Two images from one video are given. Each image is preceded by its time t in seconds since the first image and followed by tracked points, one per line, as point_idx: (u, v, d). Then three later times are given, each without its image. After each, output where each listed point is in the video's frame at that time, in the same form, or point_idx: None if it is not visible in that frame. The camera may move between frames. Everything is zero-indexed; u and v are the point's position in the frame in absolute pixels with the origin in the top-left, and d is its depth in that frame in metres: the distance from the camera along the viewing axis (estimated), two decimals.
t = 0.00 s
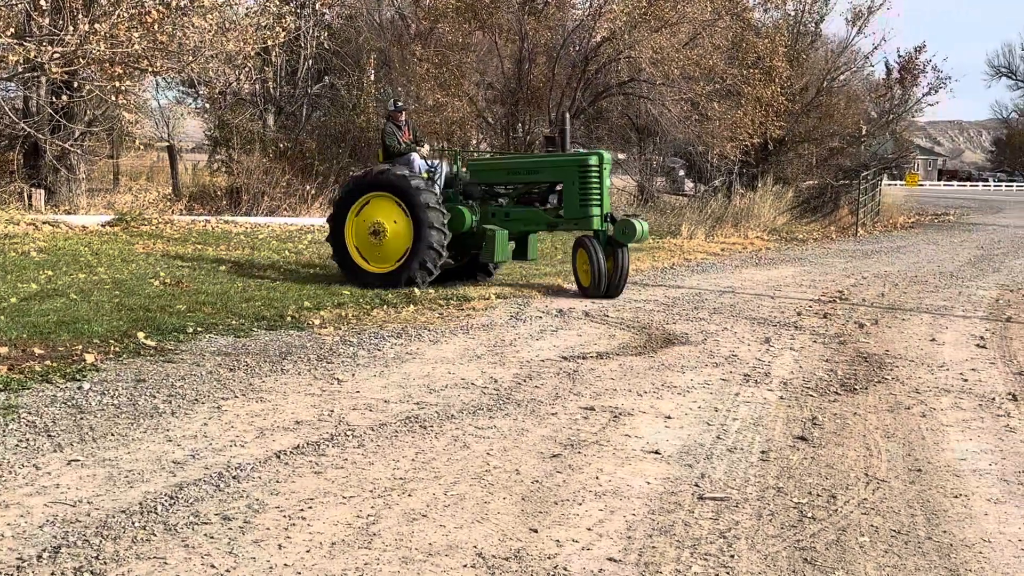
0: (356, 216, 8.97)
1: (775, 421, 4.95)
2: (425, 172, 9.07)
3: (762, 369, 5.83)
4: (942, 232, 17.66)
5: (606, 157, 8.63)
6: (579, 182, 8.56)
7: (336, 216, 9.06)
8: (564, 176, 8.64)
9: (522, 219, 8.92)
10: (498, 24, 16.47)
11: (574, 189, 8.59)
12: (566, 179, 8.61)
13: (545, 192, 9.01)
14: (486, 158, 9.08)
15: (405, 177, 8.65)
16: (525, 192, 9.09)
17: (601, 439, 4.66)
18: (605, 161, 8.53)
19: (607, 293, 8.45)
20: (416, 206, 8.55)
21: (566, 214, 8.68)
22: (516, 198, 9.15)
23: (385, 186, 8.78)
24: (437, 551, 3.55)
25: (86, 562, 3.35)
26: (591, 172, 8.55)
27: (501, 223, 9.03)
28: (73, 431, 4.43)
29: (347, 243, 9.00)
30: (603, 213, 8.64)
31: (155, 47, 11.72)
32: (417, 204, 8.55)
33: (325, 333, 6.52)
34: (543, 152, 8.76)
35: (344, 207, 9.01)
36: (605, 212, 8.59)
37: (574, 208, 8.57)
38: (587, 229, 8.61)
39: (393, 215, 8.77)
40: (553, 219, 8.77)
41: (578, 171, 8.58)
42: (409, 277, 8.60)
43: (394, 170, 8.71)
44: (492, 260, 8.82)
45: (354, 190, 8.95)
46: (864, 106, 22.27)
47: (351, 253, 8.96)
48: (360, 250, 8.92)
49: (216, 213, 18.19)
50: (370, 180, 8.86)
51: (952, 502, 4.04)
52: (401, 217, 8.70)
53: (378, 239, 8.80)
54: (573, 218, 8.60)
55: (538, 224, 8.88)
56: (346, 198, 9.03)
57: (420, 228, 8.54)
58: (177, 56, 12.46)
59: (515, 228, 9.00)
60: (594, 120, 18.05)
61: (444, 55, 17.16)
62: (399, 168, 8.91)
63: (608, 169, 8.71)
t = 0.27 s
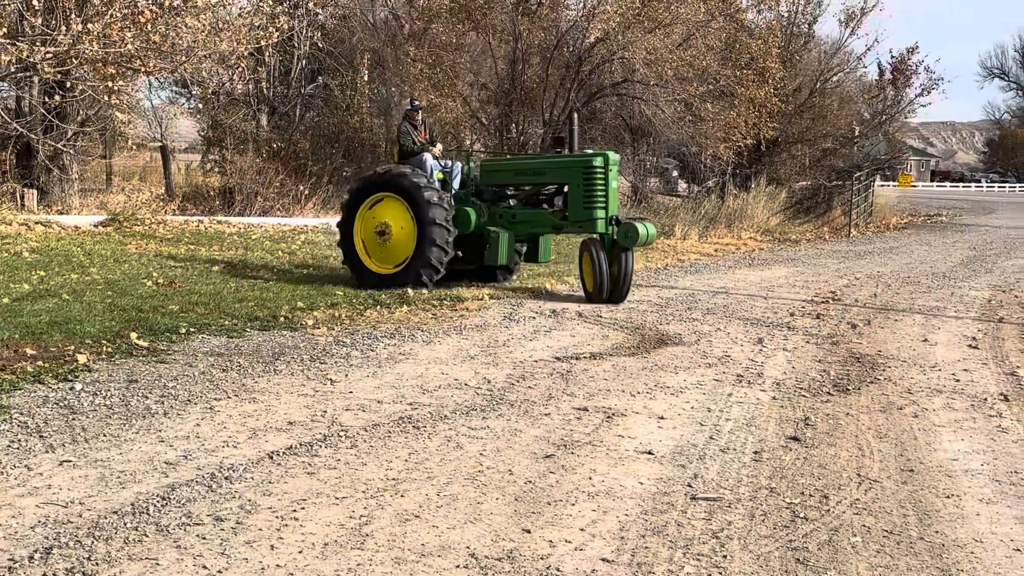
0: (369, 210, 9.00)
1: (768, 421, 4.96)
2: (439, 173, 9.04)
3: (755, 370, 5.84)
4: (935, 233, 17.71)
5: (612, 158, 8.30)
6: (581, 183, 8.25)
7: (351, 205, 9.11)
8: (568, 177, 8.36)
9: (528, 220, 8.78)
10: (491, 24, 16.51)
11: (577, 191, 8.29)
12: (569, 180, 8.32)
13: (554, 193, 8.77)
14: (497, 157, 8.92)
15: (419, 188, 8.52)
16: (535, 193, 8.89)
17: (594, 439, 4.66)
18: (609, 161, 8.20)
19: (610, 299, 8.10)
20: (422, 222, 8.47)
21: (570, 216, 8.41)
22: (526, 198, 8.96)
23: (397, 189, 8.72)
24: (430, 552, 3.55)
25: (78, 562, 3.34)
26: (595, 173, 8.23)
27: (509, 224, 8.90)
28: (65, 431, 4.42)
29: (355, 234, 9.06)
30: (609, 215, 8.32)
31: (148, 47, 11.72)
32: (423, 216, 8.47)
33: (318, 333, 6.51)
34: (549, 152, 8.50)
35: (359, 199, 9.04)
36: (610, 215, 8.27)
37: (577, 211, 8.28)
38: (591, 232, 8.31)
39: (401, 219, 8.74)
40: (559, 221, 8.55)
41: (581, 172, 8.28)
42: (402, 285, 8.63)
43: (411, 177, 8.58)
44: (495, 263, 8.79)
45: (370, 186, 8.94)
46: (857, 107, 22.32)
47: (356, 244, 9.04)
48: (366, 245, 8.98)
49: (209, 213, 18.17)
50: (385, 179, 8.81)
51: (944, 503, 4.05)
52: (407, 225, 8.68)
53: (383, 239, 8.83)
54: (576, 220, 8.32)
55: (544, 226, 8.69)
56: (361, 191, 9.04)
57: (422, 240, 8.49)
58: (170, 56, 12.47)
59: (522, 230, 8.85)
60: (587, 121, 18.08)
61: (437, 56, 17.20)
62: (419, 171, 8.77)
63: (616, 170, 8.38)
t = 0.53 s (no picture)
0: (379, 207, 8.99)
1: (762, 422, 4.97)
2: (449, 172, 9.00)
3: (749, 371, 5.84)
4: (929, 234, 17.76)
5: (613, 159, 8.16)
6: (582, 185, 8.12)
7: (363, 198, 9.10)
8: (569, 179, 8.21)
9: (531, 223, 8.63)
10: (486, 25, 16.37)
11: (578, 193, 8.14)
12: (570, 181, 8.19)
13: (558, 195, 8.63)
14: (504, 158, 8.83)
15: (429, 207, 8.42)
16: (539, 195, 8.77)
17: (587, 440, 4.66)
18: (609, 162, 8.05)
19: (611, 304, 7.89)
20: (425, 242, 8.45)
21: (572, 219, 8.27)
22: (531, 201, 8.84)
23: (406, 195, 8.67)
24: (423, 552, 3.55)
25: (71, 563, 3.34)
26: (595, 174, 8.09)
27: (513, 226, 8.75)
28: (58, 432, 4.42)
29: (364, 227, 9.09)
30: (610, 219, 8.16)
31: (142, 47, 11.71)
32: (427, 228, 8.43)
33: (312, 334, 6.51)
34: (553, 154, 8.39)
35: (370, 194, 9.02)
36: (611, 218, 8.11)
37: (578, 214, 8.13)
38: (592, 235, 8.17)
39: (407, 225, 8.73)
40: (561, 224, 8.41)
41: (582, 174, 8.13)
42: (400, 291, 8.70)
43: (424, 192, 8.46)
44: (498, 266, 8.67)
45: (382, 185, 8.89)
46: (851, 108, 22.36)
47: (362, 235, 9.09)
48: (372, 239, 9.02)
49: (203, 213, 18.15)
50: (395, 183, 8.73)
51: (938, 503, 4.06)
52: (412, 231, 8.67)
53: (388, 241, 8.86)
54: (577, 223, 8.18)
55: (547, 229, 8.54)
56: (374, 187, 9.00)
57: (424, 252, 8.48)
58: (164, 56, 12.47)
59: (526, 233, 8.71)
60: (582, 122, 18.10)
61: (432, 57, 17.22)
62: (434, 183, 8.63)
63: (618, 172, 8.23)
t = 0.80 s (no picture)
0: (391, 205, 8.99)
1: (757, 422, 4.97)
2: (460, 171, 8.89)
3: (744, 372, 5.85)
4: (925, 235, 17.78)
5: (612, 160, 7.87)
6: (579, 188, 7.87)
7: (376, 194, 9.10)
8: (567, 181, 7.97)
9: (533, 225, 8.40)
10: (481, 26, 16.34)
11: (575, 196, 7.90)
12: (567, 184, 7.94)
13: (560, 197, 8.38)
14: (509, 158, 8.63)
15: (435, 232, 8.35)
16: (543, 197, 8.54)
17: (583, 441, 4.67)
18: (605, 164, 7.77)
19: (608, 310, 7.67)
20: (425, 263, 8.48)
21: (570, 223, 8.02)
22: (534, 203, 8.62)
23: (412, 201, 8.62)
24: (419, 553, 3.55)
25: (66, 564, 3.33)
26: (591, 177, 7.82)
27: (515, 229, 8.53)
28: (53, 433, 4.41)
29: (375, 223, 9.14)
30: (609, 222, 7.89)
31: (138, 48, 11.70)
32: (428, 238, 8.40)
33: (307, 335, 6.51)
34: (553, 155, 8.15)
35: (383, 190, 9.01)
36: (609, 221, 7.84)
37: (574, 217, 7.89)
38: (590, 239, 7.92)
39: (413, 229, 8.73)
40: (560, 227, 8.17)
41: (579, 176, 7.88)
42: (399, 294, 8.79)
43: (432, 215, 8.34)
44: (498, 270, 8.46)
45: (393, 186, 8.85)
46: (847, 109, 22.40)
47: (374, 224, 9.14)
48: (382, 232, 9.07)
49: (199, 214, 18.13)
50: (405, 187, 8.68)
51: (933, 504, 4.06)
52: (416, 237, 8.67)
53: (394, 241, 8.90)
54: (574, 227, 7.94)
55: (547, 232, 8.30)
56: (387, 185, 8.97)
57: (424, 261, 8.49)
58: (160, 57, 12.46)
59: (527, 236, 8.48)
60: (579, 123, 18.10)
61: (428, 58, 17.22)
62: (445, 200, 8.49)
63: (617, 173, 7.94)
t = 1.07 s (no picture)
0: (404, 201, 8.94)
1: (756, 423, 4.97)
2: (472, 170, 8.88)
3: (743, 372, 5.85)
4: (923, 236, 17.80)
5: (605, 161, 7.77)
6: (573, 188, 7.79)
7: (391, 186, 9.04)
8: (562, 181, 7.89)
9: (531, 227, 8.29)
10: (480, 27, 16.51)
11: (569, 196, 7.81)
12: (562, 184, 7.86)
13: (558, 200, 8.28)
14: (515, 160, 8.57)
15: (436, 251, 8.33)
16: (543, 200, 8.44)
17: (582, 441, 4.67)
18: (598, 164, 7.68)
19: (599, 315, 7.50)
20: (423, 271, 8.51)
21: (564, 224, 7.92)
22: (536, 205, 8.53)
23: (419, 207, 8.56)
24: (419, 553, 3.56)
25: (65, 565, 3.34)
26: (586, 177, 7.74)
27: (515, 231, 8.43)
28: (52, 433, 4.41)
29: (389, 215, 9.14)
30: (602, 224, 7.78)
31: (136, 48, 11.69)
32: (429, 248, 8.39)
33: (306, 335, 6.51)
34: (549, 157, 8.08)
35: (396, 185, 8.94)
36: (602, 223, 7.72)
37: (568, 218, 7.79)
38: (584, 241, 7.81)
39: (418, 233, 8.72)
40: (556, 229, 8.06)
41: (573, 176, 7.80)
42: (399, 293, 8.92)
43: (435, 232, 8.28)
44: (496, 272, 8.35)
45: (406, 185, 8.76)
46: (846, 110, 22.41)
47: (388, 213, 9.14)
48: (394, 224, 9.08)
49: (197, 215, 18.12)
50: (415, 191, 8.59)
51: (932, 505, 4.07)
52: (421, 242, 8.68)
53: (401, 240, 8.94)
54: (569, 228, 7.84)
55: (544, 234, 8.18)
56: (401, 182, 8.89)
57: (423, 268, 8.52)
58: (159, 57, 12.45)
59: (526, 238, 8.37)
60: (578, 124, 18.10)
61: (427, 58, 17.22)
62: (449, 210, 8.40)
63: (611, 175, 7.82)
